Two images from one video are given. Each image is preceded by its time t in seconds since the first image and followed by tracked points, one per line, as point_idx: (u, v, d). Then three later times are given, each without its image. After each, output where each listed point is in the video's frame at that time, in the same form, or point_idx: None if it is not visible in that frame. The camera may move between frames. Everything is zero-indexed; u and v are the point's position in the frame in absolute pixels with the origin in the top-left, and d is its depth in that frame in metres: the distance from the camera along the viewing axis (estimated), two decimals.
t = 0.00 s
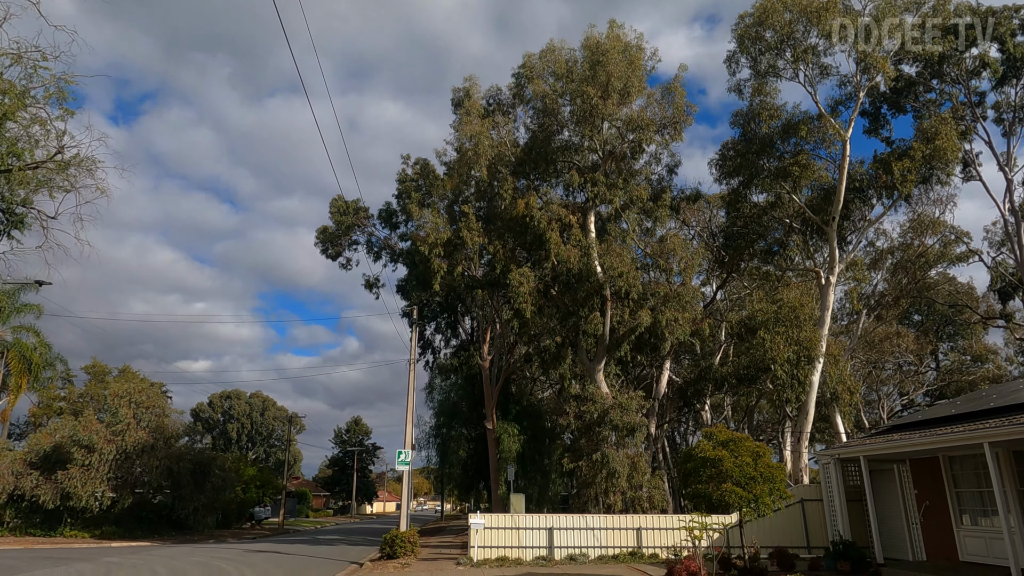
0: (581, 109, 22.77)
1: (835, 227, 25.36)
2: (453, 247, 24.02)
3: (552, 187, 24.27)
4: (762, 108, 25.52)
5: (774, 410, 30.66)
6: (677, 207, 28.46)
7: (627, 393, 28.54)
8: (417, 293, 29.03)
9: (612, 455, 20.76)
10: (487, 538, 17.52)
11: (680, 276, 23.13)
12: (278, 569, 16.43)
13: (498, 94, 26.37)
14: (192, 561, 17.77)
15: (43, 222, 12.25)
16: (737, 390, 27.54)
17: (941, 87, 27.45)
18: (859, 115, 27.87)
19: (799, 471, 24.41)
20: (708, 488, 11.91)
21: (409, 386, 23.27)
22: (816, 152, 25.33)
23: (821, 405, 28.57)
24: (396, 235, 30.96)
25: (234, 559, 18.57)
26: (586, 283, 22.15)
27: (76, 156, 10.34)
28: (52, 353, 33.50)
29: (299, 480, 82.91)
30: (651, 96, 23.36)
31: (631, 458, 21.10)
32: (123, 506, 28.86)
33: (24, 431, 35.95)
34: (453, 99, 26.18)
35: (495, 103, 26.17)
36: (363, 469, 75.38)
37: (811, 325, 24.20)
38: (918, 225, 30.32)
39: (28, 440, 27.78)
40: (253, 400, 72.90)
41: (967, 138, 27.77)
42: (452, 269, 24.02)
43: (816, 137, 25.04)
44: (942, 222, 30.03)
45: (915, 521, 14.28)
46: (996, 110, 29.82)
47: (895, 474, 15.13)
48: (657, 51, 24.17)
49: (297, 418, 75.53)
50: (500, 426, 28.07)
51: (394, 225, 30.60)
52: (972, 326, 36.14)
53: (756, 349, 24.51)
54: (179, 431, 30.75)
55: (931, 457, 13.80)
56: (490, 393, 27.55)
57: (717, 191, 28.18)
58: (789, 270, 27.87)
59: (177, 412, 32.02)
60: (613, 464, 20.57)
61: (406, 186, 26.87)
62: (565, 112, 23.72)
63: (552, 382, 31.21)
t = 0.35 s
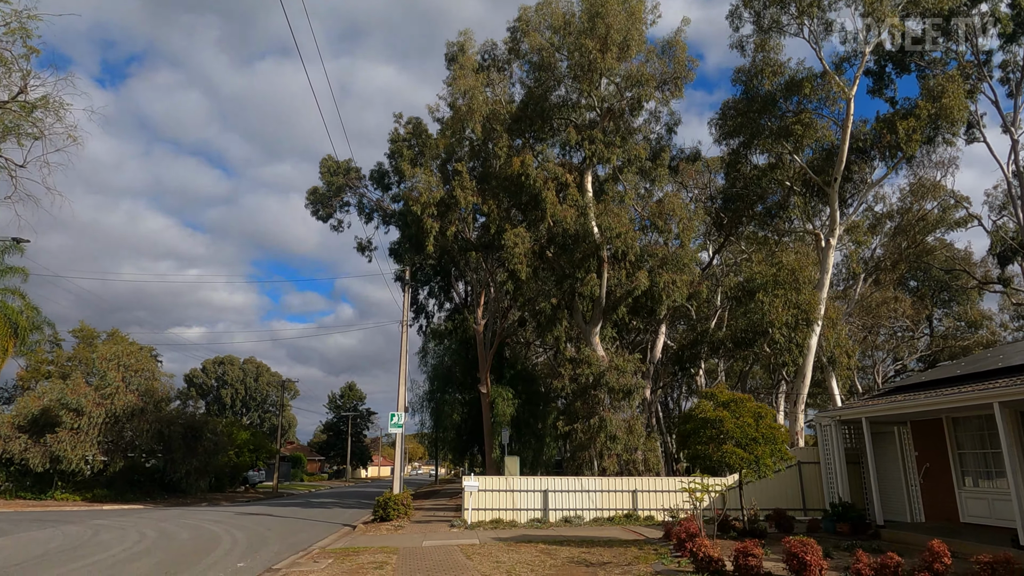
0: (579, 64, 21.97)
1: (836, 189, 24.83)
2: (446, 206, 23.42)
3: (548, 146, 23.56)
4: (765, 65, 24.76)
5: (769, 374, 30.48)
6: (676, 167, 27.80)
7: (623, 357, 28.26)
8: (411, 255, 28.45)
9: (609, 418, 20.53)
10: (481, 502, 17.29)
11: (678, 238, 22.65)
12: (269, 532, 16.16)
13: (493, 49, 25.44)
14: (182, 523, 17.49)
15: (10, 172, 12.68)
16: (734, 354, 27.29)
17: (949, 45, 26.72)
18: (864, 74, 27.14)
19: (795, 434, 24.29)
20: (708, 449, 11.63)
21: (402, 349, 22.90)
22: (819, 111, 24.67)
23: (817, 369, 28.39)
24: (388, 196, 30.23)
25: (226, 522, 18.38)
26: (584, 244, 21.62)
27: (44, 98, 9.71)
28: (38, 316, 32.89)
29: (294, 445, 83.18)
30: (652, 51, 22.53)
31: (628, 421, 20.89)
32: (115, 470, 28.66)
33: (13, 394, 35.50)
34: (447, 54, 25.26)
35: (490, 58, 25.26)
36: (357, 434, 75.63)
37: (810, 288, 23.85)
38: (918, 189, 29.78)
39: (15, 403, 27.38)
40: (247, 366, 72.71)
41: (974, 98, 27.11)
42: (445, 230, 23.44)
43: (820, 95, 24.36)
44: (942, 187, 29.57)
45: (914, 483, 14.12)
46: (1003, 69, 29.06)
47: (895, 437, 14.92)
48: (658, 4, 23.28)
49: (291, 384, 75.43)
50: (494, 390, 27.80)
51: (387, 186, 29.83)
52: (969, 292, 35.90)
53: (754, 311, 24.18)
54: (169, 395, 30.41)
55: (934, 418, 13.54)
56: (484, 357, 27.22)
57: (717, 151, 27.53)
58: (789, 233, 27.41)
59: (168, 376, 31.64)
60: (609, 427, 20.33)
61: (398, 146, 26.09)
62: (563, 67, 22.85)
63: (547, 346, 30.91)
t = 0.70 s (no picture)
0: (578, 19, 21.15)
1: (839, 151, 24.29)
2: (440, 167, 22.77)
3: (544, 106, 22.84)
4: (769, 22, 23.93)
5: (765, 341, 30.28)
6: (675, 130, 27.15)
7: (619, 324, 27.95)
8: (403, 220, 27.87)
9: (607, 383, 20.27)
10: (476, 467, 17.06)
11: (677, 201, 22.15)
12: (260, 497, 15.88)
13: (488, 3, 24.52)
14: (172, 488, 17.19)
15: None
16: (730, 320, 27.00)
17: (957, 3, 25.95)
18: (869, 33, 26.39)
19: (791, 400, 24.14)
20: (710, 413, 11.32)
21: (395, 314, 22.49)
22: (824, 70, 23.99)
23: (814, 335, 28.16)
24: (380, 159, 29.48)
25: (218, 487, 18.11)
26: (581, 206, 21.09)
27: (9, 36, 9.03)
28: (23, 280, 32.19)
29: (288, 412, 83.26)
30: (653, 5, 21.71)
31: (625, 386, 20.64)
32: (105, 436, 28.35)
33: None
34: (440, 9, 24.33)
35: (485, 14, 24.35)
36: (351, 401, 75.64)
37: (810, 252, 23.46)
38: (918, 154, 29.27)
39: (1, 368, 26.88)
40: (239, 333, 72.29)
41: (980, 58, 26.45)
42: (439, 192, 22.83)
43: (824, 54, 23.64)
44: (943, 152, 29.10)
45: (915, 447, 13.97)
46: (1009, 30, 28.32)
47: (897, 401, 14.68)
48: None
49: (283, 351, 75.11)
50: (488, 356, 27.49)
51: (378, 148, 29.06)
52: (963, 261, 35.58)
53: (754, 275, 23.83)
54: (159, 360, 29.97)
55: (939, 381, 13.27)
56: (478, 322, 26.85)
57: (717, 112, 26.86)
58: (789, 197, 26.94)
59: (158, 341, 31.15)
60: (605, 392, 20.10)
61: (390, 106, 25.32)
62: (561, 22, 22.01)
63: (542, 312, 30.54)
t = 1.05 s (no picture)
0: None
1: (844, 120, 23.70)
2: (435, 135, 22.14)
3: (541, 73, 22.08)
4: None
5: (764, 314, 29.97)
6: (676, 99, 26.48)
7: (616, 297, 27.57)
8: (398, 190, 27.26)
9: (604, 357, 19.97)
10: (472, 440, 16.77)
11: (677, 171, 21.60)
12: (252, 471, 15.56)
13: None
14: (162, 462, 16.86)
15: None
16: (729, 294, 26.63)
17: None
18: None
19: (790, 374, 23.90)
20: (714, 385, 10.98)
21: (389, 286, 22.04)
22: (830, 37, 23.29)
23: (813, 309, 27.83)
24: (373, 127, 28.75)
25: (209, 461, 17.79)
26: (579, 175, 20.56)
27: None
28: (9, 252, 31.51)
29: (283, 387, 83.13)
30: None
31: (623, 359, 20.34)
32: (95, 410, 27.97)
33: None
34: None
35: None
36: (345, 375, 75.46)
37: (812, 224, 23.01)
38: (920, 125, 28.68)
39: None
40: (233, 307, 71.76)
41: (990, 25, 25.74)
42: (434, 161, 22.21)
43: (831, 19, 22.90)
44: (946, 124, 28.58)
45: (920, 420, 13.70)
46: None
47: (902, 374, 14.38)
48: None
49: (277, 325, 74.63)
50: (484, 329, 27.10)
51: (371, 116, 28.30)
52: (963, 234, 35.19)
53: (755, 247, 23.41)
54: (149, 333, 29.51)
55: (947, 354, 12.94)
56: (474, 295, 26.42)
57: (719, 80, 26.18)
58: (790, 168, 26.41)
59: (148, 314, 30.66)
60: (603, 365, 19.79)
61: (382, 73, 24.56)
62: None
63: (539, 285, 30.11)
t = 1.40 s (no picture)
0: None
1: (845, 93, 23.14)
2: (426, 106, 21.47)
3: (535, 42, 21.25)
4: None
5: (760, 292, 29.61)
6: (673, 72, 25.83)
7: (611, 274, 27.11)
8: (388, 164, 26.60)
9: (599, 334, 19.59)
10: (464, 420, 16.40)
11: (674, 144, 21.05)
12: (239, 452, 15.14)
13: None
14: (146, 443, 16.40)
15: None
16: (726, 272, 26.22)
17: None
18: None
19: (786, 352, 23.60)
20: (715, 363, 10.58)
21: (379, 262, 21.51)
22: (833, 6, 22.61)
23: (810, 287, 27.47)
24: (362, 100, 27.96)
25: (194, 440, 17.36)
26: (574, 148, 20.01)
27: None
28: None
29: (274, 365, 82.64)
30: None
31: (618, 337, 19.98)
32: (81, 388, 27.44)
33: None
34: None
35: None
36: (337, 353, 75.01)
37: (812, 200, 22.57)
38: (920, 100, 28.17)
39: None
40: (223, 285, 70.98)
41: None
42: (425, 133, 21.58)
43: None
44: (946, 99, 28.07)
45: (923, 400, 13.40)
46: None
47: (905, 352, 14.04)
48: None
49: (268, 303, 73.92)
50: (477, 306, 26.62)
51: (360, 87, 27.51)
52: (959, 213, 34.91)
53: (753, 223, 22.98)
54: (135, 310, 28.89)
55: (954, 332, 12.59)
56: (466, 272, 25.91)
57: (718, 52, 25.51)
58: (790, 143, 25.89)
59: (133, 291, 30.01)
60: (598, 343, 19.42)
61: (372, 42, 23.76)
62: None
63: (532, 263, 29.62)
